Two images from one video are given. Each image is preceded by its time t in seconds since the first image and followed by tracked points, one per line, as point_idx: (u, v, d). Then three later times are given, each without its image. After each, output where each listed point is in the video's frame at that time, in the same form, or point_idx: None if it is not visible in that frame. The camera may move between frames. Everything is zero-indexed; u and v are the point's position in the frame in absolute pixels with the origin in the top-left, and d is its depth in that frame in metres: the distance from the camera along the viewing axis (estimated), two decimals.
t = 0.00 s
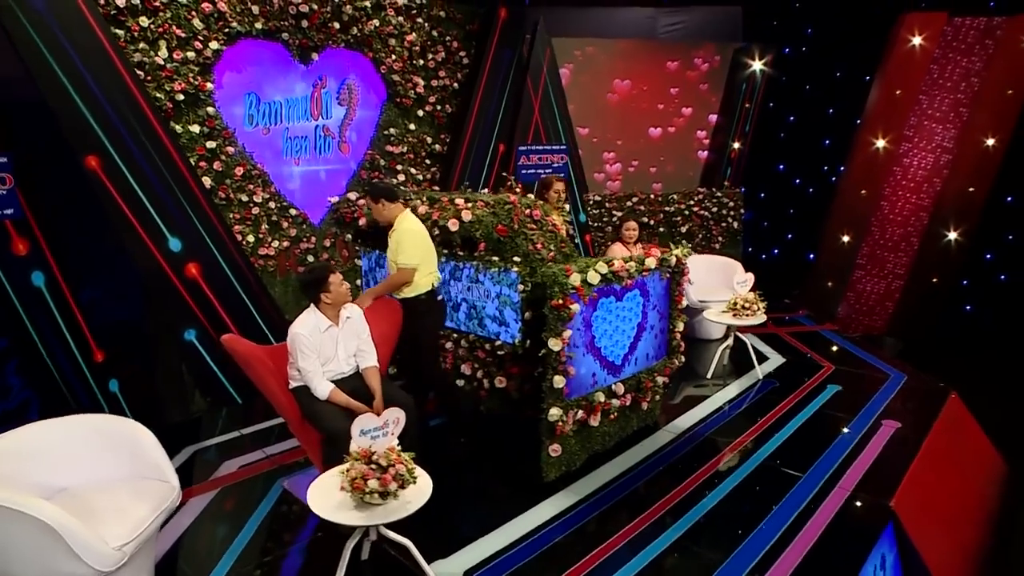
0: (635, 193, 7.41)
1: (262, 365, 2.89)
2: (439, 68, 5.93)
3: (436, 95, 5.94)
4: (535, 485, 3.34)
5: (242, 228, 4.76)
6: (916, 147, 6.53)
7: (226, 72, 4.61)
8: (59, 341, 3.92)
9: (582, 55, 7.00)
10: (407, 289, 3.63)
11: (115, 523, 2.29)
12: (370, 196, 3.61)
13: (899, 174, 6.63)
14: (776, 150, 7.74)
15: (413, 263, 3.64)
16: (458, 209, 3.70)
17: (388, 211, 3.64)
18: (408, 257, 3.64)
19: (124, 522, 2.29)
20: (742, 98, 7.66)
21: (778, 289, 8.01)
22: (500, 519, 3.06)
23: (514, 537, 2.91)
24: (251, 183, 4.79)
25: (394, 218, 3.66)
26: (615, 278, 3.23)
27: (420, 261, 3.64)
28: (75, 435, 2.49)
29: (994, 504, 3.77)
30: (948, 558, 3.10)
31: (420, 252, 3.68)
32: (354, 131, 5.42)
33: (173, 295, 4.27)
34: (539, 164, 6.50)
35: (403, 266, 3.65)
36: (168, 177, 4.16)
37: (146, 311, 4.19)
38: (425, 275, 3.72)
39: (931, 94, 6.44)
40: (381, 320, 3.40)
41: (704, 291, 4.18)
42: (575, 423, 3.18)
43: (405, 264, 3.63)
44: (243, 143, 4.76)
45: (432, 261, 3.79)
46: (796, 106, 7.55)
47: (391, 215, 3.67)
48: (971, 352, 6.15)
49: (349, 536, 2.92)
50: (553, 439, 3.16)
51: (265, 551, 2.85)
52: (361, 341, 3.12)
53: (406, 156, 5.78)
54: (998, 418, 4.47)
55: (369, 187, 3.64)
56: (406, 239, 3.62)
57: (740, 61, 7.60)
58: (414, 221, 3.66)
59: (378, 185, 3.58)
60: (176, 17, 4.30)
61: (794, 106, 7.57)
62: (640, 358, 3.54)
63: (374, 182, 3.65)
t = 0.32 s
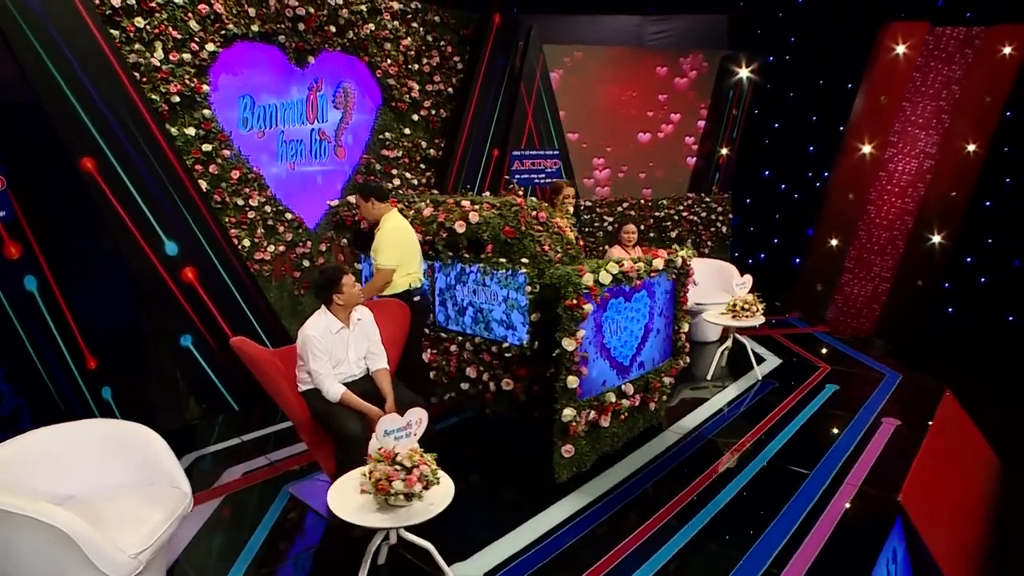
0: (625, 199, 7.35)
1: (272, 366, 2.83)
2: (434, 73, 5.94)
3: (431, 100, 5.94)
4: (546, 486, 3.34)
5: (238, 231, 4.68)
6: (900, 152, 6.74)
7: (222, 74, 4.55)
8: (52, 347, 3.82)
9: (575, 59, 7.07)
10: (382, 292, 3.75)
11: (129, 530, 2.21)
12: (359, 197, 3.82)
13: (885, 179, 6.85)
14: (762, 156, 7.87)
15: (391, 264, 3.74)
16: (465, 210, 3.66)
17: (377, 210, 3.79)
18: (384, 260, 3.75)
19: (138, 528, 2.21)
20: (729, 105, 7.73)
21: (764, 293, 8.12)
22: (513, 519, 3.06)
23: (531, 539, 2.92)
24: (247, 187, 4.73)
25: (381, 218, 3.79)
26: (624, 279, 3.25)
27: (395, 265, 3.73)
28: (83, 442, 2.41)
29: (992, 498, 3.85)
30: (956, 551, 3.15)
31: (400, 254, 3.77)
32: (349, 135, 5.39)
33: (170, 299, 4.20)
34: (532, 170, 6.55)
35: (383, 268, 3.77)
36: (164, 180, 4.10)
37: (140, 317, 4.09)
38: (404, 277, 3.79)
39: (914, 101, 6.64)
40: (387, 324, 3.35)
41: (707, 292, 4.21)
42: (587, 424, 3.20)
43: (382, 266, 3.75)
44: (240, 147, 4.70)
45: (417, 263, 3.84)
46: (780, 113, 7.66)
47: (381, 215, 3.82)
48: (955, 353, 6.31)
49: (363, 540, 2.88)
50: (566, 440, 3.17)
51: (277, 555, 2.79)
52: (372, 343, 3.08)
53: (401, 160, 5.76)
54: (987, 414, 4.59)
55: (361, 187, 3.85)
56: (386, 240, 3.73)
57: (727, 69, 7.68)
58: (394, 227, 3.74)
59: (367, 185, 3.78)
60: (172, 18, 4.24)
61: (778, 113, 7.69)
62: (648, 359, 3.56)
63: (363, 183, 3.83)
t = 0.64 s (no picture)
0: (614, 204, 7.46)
1: (287, 371, 2.77)
2: (428, 78, 5.94)
3: (425, 105, 5.94)
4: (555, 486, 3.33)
5: (234, 236, 4.62)
6: (884, 157, 6.97)
7: (217, 77, 4.50)
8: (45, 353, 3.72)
9: (563, 65, 7.10)
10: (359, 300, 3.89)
11: (144, 536, 2.14)
12: (339, 202, 3.99)
13: (869, 183, 7.08)
14: (746, 162, 7.92)
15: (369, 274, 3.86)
16: (470, 213, 3.67)
17: (357, 216, 3.96)
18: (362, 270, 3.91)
19: (155, 533, 2.15)
20: (717, 111, 7.86)
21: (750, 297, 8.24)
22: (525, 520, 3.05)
23: (546, 539, 2.94)
24: (243, 190, 4.68)
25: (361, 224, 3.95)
26: (633, 279, 3.29)
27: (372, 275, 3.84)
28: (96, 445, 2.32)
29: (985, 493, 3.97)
30: (959, 544, 3.23)
31: (376, 264, 3.87)
32: (344, 139, 5.37)
33: (167, 304, 4.11)
34: (524, 175, 6.64)
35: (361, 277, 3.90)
36: (161, 182, 4.03)
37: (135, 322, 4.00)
38: (380, 287, 3.92)
39: (897, 108, 6.86)
40: (398, 326, 3.33)
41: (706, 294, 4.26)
42: (598, 424, 3.29)
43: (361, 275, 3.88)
44: (235, 151, 4.64)
45: (394, 273, 3.95)
46: (764, 119, 7.74)
47: (361, 221, 3.98)
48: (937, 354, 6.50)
49: (376, 544, 2.84)
50: (577, 440, 3.32)
51: (290, 562, 2.74)
52: (382, 346, 3.06)
53: (395, 165, 5.74)
54: (973, 411, 4.74)
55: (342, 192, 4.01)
56: (364, 249, 3.85)
57: (713, 77, 7.80)
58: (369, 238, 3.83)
59: (346, 191, 3.92)
60: (169, 19, 4.18)
61: (761, 119, 7.77)
62: (654, 359, 3.60)
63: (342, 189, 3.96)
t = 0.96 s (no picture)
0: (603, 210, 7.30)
1: (304, 373, 2.75)
2: (422, 83, 5.95)
3: (419, 110, 5.95)
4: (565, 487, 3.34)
5: (230, 240, 4.57)
6: (867, 163, 7.15)
7: (213, 81, 4.46)
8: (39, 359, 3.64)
9: (551, 72, 6.91)
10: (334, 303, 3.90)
11: (163, 541, 2.09)
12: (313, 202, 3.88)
13: (853, 189, 7.25)
14: (730, 169, 8.13)
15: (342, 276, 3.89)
16: (475, 216, 3.68)
17: (330, 220, 3.87)
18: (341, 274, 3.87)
19: (174, 538, 2.10)
20: (702, 118, 7.88)
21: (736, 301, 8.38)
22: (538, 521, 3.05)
23: (562, 539, 2.96)
24: (239, 195, 4.62)
25: (334, 229, 3.89)
26: (640, 281, 3.38)
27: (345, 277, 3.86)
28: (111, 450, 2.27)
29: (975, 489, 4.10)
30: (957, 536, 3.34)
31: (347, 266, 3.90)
32: (339, 144, 5.35)
33: (164, 308, 4.06)
34: (516, 180, 6.69)
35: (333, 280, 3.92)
36: (160, 188, 3.98)
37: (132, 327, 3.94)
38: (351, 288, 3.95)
39: (879, 116, 7.05)
40: (406, 328, 3.31)
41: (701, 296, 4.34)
42: (608, 423, 3.36)
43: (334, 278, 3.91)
44: (231, 155, 4.60)
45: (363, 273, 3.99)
46: (747, 127, 7.94)
47: (333, 224, 3.92)
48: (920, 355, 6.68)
49: (391, 547, 2.81)
50: (588, 440, 3.33)
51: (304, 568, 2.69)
52: (392, 348, 3.05)
53: (390, 170, 5.74)
54: (958, 409, 4.90)
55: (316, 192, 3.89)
56: (335, 252, 3.87)
57: (700, 84, 7.78)
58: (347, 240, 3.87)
59: (324, 194, 3.82)
60: (165, 22, 4.14)
61: (744, 126, 7.96)
62: (658, 360, 3.67)
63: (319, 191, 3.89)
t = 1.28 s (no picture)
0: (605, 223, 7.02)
1: (316, 373, 2.75)
2: (414, 88, 5.97)
3: (412, 114, 5.96)
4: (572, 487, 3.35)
5: (225, 243, 4.52)
6: (848, 168, 7.36)
7: (207, 83, 4.42)
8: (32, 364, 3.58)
9: (538, 76, 6.86)
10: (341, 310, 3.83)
11: (184, 542, 2.06)
12: (296, 206, 3.76)
13: (836, 193, 7.46)
14: (713, 174, 8.17)
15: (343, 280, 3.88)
16: (477, 218, 3.71)
17: (315, 223, 3.83)
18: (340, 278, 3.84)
19: (194, 540, 2.08)
20: (687, 124, 7.93)
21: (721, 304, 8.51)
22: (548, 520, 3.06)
23: (575, 534, 2.97)
24: (233, 198, 4.58)
25: (318, 232, 3.86)
26: (643, 281, 3.43)
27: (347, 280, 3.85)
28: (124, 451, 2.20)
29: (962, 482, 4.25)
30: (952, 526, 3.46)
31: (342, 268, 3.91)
32: (332, 147, 5.33)
33: (159, 310, 3.98)
34: (506, 185, 6.78)
35: (335, 286, 3.86)
36: (158, 193, 3.95)
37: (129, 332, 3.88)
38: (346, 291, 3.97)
39: (860, 122, 7.25)
40: (413, 329, 3.31)
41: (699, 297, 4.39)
42: (614, 421, 3.40)
43: (339, 283, 3.86)
44: (225, 157, 4.55)
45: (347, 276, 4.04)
46: (730, 133, 7.98)
47: (315, 227, 3.87)
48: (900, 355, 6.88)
49: (404, 547, 2.79)
50: (595, 438, 3.36)
51: (316, 571, 2.66)
52: (401, 349, 3.05)
53: (383, 174, 5.74)
54: (942, 405, 5.07)
55: (295, 193, 3.80)
56: (333, 255, 3.85)
57: (684, 91, 7.82)
58: (340, 244, 3.89)
59: (308, 196, 3.76)
60: (160, 23, 4.10)
61: (727, 133, 8.00)
62: (660, 360, 3.74)
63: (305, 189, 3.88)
